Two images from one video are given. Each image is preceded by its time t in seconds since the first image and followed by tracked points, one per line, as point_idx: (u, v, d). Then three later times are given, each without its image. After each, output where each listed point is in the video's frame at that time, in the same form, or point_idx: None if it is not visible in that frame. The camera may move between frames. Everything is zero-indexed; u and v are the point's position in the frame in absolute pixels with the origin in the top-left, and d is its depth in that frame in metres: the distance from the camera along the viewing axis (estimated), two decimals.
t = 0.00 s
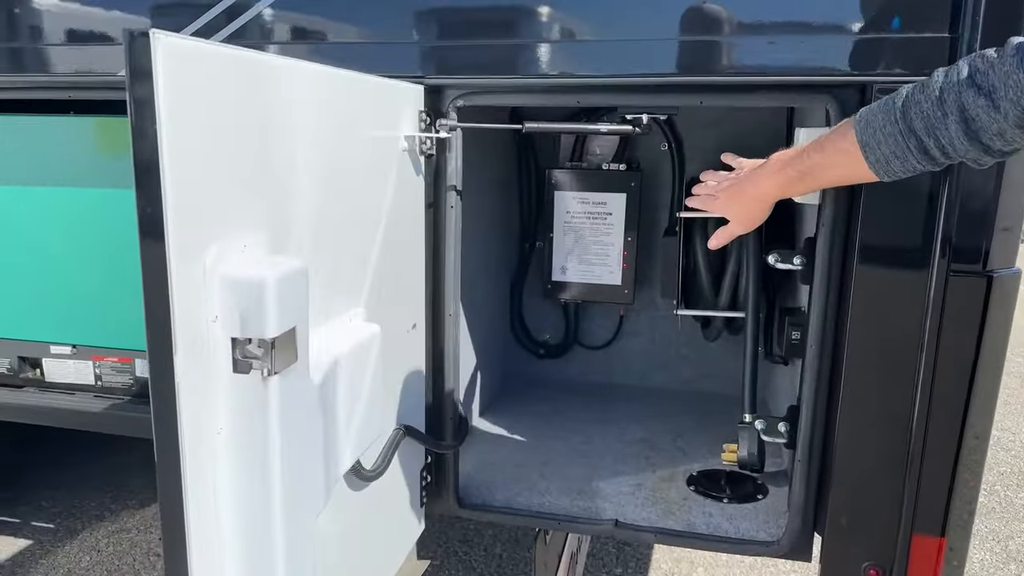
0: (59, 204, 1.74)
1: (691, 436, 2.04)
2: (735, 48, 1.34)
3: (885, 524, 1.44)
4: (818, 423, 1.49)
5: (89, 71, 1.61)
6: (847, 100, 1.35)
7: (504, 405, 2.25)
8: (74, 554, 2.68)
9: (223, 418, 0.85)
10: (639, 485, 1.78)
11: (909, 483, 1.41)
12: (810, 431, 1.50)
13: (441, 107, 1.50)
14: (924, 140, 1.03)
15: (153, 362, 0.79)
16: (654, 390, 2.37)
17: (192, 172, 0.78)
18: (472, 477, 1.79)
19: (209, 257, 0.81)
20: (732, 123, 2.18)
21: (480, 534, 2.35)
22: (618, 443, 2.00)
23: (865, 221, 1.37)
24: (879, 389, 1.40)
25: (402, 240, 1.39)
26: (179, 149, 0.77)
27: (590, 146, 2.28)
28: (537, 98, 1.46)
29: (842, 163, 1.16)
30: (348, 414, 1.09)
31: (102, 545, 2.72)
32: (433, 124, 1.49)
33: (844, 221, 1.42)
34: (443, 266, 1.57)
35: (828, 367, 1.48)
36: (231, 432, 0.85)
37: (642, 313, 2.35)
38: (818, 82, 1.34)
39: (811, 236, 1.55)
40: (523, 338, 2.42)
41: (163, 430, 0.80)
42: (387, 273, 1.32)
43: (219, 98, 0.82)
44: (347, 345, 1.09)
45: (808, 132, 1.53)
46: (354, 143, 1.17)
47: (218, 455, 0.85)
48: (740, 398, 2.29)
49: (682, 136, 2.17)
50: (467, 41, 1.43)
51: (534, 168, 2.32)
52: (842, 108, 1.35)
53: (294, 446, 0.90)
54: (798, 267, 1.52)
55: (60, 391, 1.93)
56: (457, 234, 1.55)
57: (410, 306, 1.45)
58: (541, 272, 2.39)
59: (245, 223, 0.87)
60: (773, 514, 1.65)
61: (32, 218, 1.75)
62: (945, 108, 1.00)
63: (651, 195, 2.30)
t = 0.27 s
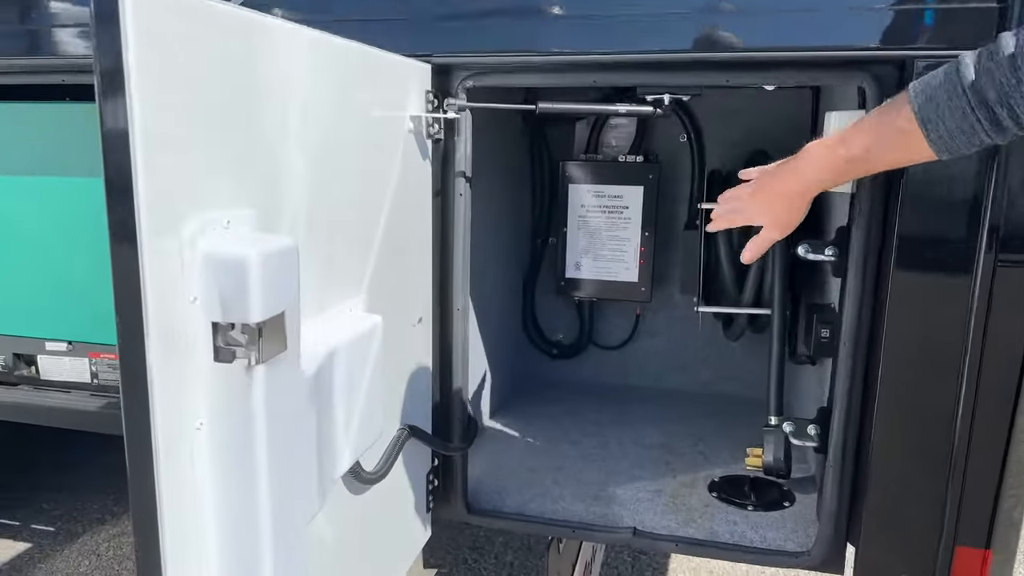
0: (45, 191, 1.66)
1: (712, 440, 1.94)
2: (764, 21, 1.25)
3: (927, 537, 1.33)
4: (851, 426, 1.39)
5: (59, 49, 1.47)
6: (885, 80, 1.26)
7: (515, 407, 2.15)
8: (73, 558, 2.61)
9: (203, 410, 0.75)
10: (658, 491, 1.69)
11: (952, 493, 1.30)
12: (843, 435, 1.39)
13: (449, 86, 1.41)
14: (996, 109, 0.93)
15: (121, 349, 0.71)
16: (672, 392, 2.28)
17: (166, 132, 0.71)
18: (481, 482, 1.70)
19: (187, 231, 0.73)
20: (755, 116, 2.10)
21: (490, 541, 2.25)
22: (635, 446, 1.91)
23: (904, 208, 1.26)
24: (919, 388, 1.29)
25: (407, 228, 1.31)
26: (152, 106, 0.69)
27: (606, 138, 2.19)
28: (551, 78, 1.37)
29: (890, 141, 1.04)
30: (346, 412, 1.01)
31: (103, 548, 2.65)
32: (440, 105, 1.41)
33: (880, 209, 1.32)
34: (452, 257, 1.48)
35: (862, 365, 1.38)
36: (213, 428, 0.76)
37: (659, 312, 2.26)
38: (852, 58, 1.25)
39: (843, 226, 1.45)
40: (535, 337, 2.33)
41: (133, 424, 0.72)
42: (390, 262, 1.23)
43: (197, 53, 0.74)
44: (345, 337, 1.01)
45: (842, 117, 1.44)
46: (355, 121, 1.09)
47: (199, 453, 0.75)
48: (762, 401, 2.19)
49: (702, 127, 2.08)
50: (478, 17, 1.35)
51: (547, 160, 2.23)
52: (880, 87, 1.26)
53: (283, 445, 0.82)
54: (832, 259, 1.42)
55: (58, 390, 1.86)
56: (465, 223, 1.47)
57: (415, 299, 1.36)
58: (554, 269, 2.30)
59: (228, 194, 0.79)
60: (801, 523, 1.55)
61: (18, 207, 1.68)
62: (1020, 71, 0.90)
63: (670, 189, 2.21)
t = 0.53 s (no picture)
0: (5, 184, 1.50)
1: (727, 442, 1.86)
2: None
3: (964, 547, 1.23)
4: (880, 427, 1.30)
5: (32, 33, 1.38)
6: (916, 57, 1.19)
7: (521, 407, 2.07)
8: (67, 561, 2.54)
9: (177, 397, 0.69)
10: (672, 494, 1.61)
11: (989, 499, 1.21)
12: (871, 435, 1.30)
13: (452, 62, 1.33)
14: None
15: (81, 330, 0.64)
16: (684, 392, 2.20)
17: (132, 85, 0.64)
18: (485, 484, 1.62)
19: (156, 197, 0.66)
20: (768, 105, 2.01)
21: (495, 546, 2.17)
22: (647, 448, 1.83)
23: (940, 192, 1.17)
24: (959, 388, 1.20)
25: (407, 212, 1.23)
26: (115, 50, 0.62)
27: (616, 128, 2.11)
28: (561, 56, 1.30)
29: None
30: (339, 404, 0.93)
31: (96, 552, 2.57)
32: (443, 83, 1.33)
33: (912, 195, 1.24)
34: (455, 247, 1.40)
35: (892, 361, 1.28)
36: (187, 418, 0.69)
37: (671, 309, 2.18)
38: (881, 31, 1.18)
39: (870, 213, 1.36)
40: (541, 335, 2.25)
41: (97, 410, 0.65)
42: (388, 247, 1.16)
43: None
44: (339, 324, 0.93)
45: (869, 101, 1.37)
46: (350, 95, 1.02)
47: (173, 446, 0.69)
48: (778, 402, 2.11)
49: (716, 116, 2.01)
50: None
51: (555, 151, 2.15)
52: (910, 64, 1.19)
53: (268, 439, 0.74)
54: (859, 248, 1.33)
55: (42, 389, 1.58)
56: (469, 211, 1.39)
57: (416, 290, 1.29)
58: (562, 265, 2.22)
59: (202, 155, 0.72)
60: (824, 528, 1.47)
61: None
62: None
63: (682, 182, 2.13)
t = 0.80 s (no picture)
0: None
1: (738, 447, 1.80)
2: None
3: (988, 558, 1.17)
4: (901, 432, 1.23)
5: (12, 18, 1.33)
6: (940, 41, 1.13)
7: (524, 411, 2.01)
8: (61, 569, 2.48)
9: (145, 395, 0.63)
10: (681, 501, 1.54)
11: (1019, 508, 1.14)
12: (891, 440, 1.23)
13: (451, 48, 1.27)
14: None
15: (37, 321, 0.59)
16: (692, 396, 2.13)
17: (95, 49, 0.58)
18: (486, 490, 1.56)
19: (122, 176, 0.61)
20: (776, 100, 1.94)
21: (497, 554, 2.10)
22: (654, 453, 1.76)
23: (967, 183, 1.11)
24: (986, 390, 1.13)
25: (404, 204, 1.17)
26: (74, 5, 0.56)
27: (622, 123, 2.06)
28: (566, 42, 1.24)
29: None
30: (329, 406, 0.87)
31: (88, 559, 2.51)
32: (441, 70, 1.27)
33: (934, 187, 1.17)
34: (453, 241, 1.34)
35: (914, 361, 1.21)
36: (158, 419, 0.63)
37: (678, 310, 2.11)
38: (903, 13, 1.12)
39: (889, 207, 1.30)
40: (544, 336, 2.18)
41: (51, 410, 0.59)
42: (383, 240, 1.10)
43: None
44: (328, 321, 0.87)
45: (888, 91, 1.30)
46: (342, 77, 0.96)
47: (143, 449, 0.63)
48: (788, 405, 2.05)
49: (725, 111, 1.95)
50: None
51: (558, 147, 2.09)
52: (934, 48, 1.13)
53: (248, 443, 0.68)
54: (879, 242, 1.27)
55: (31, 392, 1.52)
56: (469, 204, 1.32)
57: (413, 287, 1.23)
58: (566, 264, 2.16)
59: (175, 127, 0.66)
60: (841, 537, 1.40)
61: None
62: None
63: (690, 179, 2.07)
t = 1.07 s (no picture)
0: None
1: (743, 448, 1.75)
2: None
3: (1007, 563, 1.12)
4: (915, 431, 1.18)
5: None
6: (956, 24, 1.09)
7: (523, 412, 1.96)
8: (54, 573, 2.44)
9: (112, 387, 0.58)
10: (685, 504, 1.49)
11: None
12: (905, 440, 1.18)
13: (448, 33, 1.23)
14: None
15: None
16: (696, 396, 2.08)
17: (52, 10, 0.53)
18: (484, 493, 1.51)
19: (84, 148, 0.56)
20: (782, 94, 1.89)
21: (497, 558, 2.06)
22: (657, 455, 1.71)
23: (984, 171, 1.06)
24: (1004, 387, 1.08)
25: (398, 194, 1.13)
26: None
27: (623, 118, 2.01)
28: (566, 28, 1.19)
29: None
30: (317, 401, 0.83)
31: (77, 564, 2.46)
32: (436, 56, 1.23)
33: (950, 175, 1.12)
34: (449, 235, 1.29)
35: (928, 358, 1.17)
36: (126, 414, 0.59)
37: (681, 309, 2.07)
38: None
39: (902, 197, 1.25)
40: (544, 336, 2.14)
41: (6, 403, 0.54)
42: (375, 229, 1.05)
43: None
44: (315, 311, 0.82)
45: (899, 79, 1.26)
46: (330, 59, 0.92)
47: (110, 446, 0.59)
48: (794, 407, 2.00)
49: (728, 104, 1.91)
50: None
51: (559, 142, 2.05)
52: (949, 31, 1.09)
53: (224, 438, 0.64)
54: (890, 235, 1.23)
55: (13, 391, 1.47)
56: (465, 196, 1.28)
57: (408, 280, 1.18)
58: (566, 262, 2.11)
59: (145, 98, 0.62)
60: (851, 541, 1.36)
61: None
62: None
63: (693, 175, 2.02)
